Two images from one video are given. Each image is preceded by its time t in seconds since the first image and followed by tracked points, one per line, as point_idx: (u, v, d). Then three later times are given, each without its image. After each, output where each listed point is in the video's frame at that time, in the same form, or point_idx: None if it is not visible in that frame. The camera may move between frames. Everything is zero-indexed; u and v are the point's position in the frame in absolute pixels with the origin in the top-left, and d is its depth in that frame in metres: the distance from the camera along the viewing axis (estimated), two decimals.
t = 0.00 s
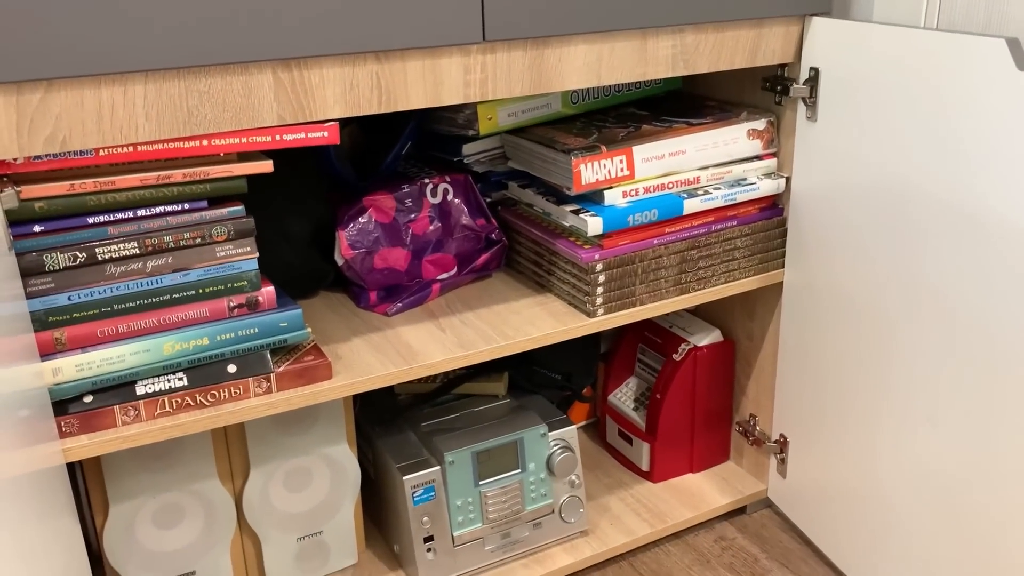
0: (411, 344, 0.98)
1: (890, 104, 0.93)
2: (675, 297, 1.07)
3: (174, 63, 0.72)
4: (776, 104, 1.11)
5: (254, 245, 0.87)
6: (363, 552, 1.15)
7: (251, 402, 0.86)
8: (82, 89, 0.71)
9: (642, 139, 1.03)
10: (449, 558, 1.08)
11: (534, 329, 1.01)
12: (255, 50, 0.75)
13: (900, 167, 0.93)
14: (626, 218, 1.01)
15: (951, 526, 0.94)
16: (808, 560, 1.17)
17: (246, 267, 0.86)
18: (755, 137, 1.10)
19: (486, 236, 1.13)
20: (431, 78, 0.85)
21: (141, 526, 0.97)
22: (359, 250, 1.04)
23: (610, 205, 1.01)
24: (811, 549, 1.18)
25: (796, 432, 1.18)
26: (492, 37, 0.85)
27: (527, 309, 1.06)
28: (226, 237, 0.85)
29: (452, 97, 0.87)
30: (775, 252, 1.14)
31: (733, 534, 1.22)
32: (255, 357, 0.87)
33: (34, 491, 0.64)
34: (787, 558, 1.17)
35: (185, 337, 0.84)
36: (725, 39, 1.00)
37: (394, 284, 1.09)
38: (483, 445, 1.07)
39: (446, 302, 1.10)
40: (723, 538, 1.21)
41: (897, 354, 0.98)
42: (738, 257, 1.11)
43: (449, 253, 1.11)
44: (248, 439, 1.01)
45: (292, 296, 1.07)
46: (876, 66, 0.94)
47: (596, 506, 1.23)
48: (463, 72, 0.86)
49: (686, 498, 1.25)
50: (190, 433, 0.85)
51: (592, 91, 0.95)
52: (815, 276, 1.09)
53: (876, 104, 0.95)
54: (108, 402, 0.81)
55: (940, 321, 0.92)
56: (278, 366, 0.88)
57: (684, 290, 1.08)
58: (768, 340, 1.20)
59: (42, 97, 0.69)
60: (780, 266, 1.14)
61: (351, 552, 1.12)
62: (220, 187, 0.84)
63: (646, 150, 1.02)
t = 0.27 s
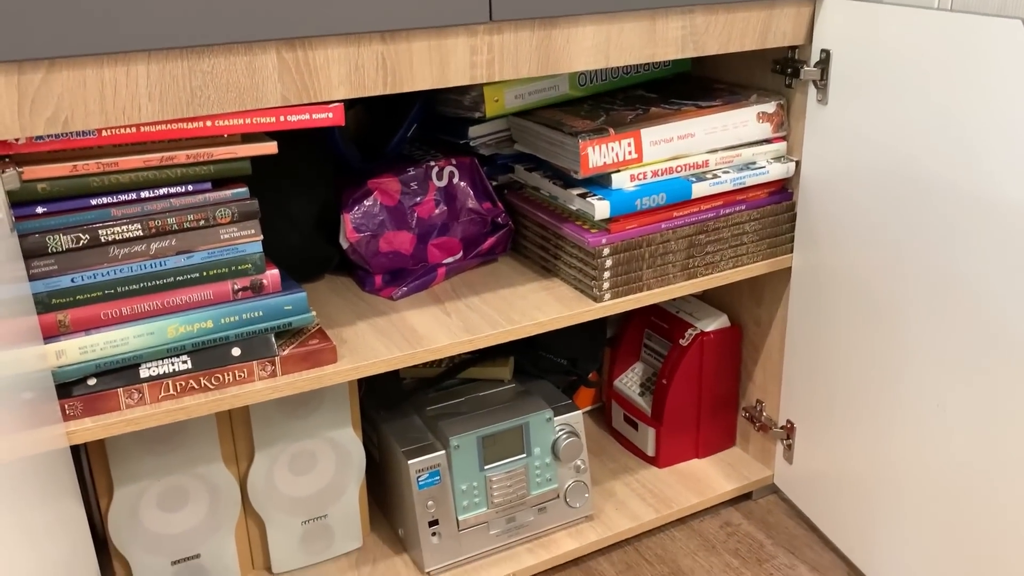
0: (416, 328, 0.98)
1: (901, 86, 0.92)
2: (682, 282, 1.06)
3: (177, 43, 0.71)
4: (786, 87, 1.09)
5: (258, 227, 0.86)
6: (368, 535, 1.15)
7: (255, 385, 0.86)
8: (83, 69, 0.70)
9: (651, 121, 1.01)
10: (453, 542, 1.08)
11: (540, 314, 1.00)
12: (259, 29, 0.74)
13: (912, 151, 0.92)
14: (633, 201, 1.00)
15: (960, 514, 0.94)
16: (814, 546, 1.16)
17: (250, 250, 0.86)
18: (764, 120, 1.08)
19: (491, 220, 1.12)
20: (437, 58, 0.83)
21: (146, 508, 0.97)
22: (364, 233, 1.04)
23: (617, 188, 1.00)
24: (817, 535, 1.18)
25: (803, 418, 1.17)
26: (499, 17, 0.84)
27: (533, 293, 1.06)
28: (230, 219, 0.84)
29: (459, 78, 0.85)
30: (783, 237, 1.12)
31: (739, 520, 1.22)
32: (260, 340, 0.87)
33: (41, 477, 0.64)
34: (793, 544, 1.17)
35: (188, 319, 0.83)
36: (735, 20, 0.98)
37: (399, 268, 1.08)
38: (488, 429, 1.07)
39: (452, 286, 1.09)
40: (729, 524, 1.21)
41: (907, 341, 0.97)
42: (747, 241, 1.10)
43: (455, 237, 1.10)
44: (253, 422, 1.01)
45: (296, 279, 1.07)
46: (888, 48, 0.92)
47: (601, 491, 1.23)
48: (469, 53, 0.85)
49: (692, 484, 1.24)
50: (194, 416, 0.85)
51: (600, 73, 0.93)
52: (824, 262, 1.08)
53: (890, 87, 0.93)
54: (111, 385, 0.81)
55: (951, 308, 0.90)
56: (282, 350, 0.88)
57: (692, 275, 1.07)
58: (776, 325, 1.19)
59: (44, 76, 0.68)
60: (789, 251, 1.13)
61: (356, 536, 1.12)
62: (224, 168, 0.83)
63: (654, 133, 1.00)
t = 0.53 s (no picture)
0: (422, 313, 0.97)
1: (915, 69, 0.90)
2: (690, 268, 1.06)
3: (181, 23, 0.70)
4: (797, 71, 1.08)
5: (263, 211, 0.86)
6: (373, 520, 1.15)
7: (260, 369, 0.85)
8: (86, 50, 0.69)
9: (660, 105, 1.00)
10: (458, 527, 1.08)
11: (547, 299, 0.99)
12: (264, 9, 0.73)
13: (929, 138, 0.90)
14: (642, 186, 0.99)
15: (969, 504, 0.93)
16: (821, 533, 1.16)
17: (255, 234, 0.85)
18: (775, 104, 1.07)
19: (498, 204, 1.11)
20: (444, 40, 0.82)
21: (151, 492, 0.97)
22: (369, 217, 1.03)
23: (626, 172, 0.99)
24: (824, 522, 1.17)
25: (811, 405, 1.16)
26: None
27: (540, 279, 1.05)
28: (235, 202, 0.83)
29: (466, 60, 0.84)
30: (792, 223, 1.11)
31: (745, 507, 1.21)
32: (265, 324, 0.86)
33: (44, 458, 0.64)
34: (799, 531, 1.16)
35: (193, 303, 0.83)
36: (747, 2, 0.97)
37: (404, 253, 1.08)
38: (494, 415, 1.06)
39: (458, 271, 1.09)
40: (735, 511, 1.20)
41: (919, 329, 0.96)
42: (756, 227, 1.09)
43: (461, 221, 1.09)
44: (258, 406, 1.00)
45: (302, 263, 1.06)
46: (902, 31, 0.91)
47: (607, 477, 1.23)
48: (477, 35, 0.84)
49: (698, 470, 1.24)
50: (199, 400, 0.84)
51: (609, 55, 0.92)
52: (834, 248, 1.07)
53: (903, 70, 0.92)
54: (116, 368, 0.81)
55: (966, 298, 0.89)
56: (287, 334, 0.87)
57: (700, 260, 1.06)
58: (785, 312, 1.18)
59: (46, 56, 0.68)
60: (798, 237, 1.12)
61: (361, 520, 1.12)
62: (229, 150, 0.82)
63: (663, 117, 0.99)
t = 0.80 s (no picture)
0: (430, 299, 0.96)
1: (930, 52, 0.89)
2: (700, 254, 1.05)
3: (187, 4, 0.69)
4: (810, 55, 1.06)
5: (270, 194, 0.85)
6: (380, 505, 1.15)
7: (268, 354, 0.85)
8: (92, 31, 0.68)
9: (671, 89, 0.99)
10: (466, 513, 1.07)
11: (556, 285, 0.98)
12: None
13: (948, 126, 0.88)
14: (652, 171, 0.98)
15: (980, 493, 0.92)
16: (829, 521, 1.15)
17: (263, 217, 0.84)
18: (787, 88, 1.05)
19: (507, 189, 1.11)
20: (453, 22, 0.81)
21: (159, 476, 0.97)
22: (377, 201, 1.02)
23: (636, 157, 0.98)
24: (833, 510, 1.17)
25: (820, 392, 1.16)
26: None
27: (549, 264, 1.04)
28: (242, 185, 0.83)
29: (475, 42, 0.83)
30: (803, 208, 1.10)
31: (753, 494, 1.21)
32: (272, 309, 0.86)
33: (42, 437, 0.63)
34: (808, 518, 1.15)
35: (200, 287, 0.83)
36: None
37: (412, 237, 1.07)
38: (502, 400, 1.06)
39: (466, 256, 1.08)
40: (743, 497, 1.20)
41: (933, 319, 0.94)
42: (767, 212, 1.08)
43: (469, 206, 1.08)
44: (265, 391, 1.00)
45: (309, 247, 1.05)
46: (916, 13, 0.89)
47: (615, 463, 1.22)
48: (486, 17, 0.83)
49: (706, 457, 1.23)
50: (206, 384, 0.84)
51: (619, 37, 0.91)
52: (846, 234, 1.06)
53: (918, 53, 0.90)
54: (124, 352, 0.80)
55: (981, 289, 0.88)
56: (295, 319, 0.87)
57: (710, 246, 1.05)
58: (795, 299, 1.17)
59: (52, 38, 0.67)
60: (809, 223, 1.11)
61: (369, 505, 1.12)
62: (236, 133, 0.82)
63: (674, 100, 0.98)
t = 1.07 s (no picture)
0: (438, 280, 0.95)
1: (950, 29, 0.86)
2: (712, 234, 1.03)
3: None
4: (826, 31, 1.04)
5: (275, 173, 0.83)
6: (387, 486, 1.14)
7: (274, 336, 0.84)
8: (91, 5, 0.66)
9: (684, 66, 0.97)
10: (473, 495, 1.07)
11: (566, 267, 0.97)
12: None
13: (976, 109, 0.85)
14: (665, 150, 0.96)
15: (994, 481, 0.91)
16: (839, 504, 1.14)
17: (268, 197, 0.83)
18: (803, 65, 1.03)
19: (515, 168, 1.09)
20: None
21: (165, 457, 0.97)
22: (384, 180, 1.00)
23: (648, 135, 0.96)
24: (843, 493, 1.16)
25: (832, 375, 1.14)
26: None
27: (558, 245, 1.02)
28: (247, 164, 0.81)
29: (485, 18, 0.81)
30: (817, 189, 1.08)
31: (762, 476, 1.20)
32: (278, 290, 0.84)
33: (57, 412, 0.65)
34: (817, 502, 1.15)
35: (205, 268, 0.81)
36: None
37: (419, 217, 1.05)
38: (509, 382, 1.05)
39: (474, 236, 1.06)
40: (752, 480, 1.19)
41: (951, 304, 0.92)
42: (780, 192, 1.06)
43: (477, 185, 1.07)
44: (271, 371, 0.99)
45: (315, 226, 1.04)
46: None
47: (623, 445, 1.22)
48: None
49: (715, 439, 1.22)
50: (212, 366, 0.83)
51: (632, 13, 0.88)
52: (860, 215, 1.04)
53: (937, 30, 0.88)
54: (128, 334, 0.79)
55: (1004, 278, 0.85)
56: (301, 300, 0.85)
57: (723, 226, 1.04)
58: (807, 280, 1.16)
59: (51, 13, 0.65)
60: (824, 203, 1.09)
61: (376, 486, 1.12)
62: (241, 111, 0.80)
63: (687, 78, 0.96)
